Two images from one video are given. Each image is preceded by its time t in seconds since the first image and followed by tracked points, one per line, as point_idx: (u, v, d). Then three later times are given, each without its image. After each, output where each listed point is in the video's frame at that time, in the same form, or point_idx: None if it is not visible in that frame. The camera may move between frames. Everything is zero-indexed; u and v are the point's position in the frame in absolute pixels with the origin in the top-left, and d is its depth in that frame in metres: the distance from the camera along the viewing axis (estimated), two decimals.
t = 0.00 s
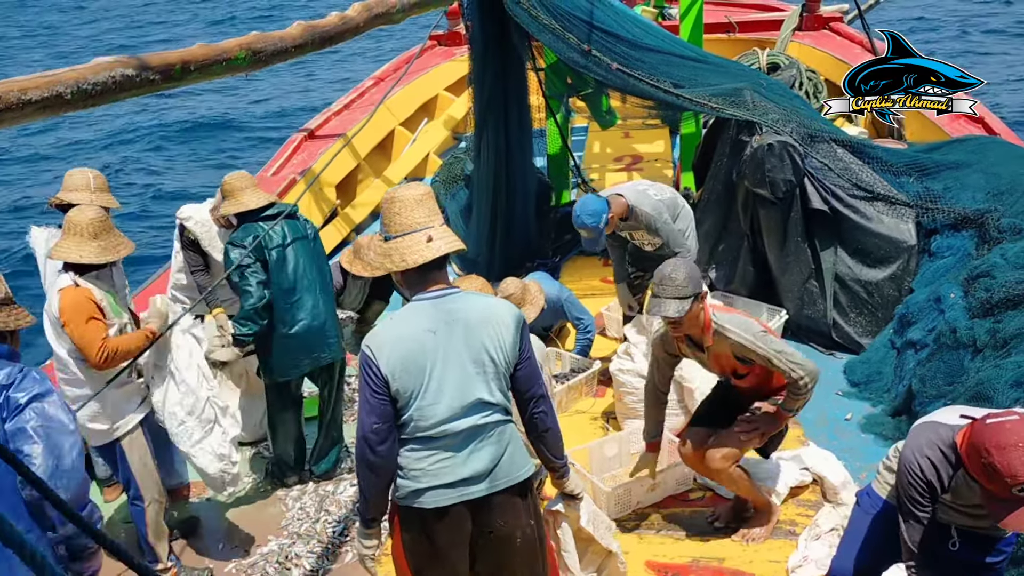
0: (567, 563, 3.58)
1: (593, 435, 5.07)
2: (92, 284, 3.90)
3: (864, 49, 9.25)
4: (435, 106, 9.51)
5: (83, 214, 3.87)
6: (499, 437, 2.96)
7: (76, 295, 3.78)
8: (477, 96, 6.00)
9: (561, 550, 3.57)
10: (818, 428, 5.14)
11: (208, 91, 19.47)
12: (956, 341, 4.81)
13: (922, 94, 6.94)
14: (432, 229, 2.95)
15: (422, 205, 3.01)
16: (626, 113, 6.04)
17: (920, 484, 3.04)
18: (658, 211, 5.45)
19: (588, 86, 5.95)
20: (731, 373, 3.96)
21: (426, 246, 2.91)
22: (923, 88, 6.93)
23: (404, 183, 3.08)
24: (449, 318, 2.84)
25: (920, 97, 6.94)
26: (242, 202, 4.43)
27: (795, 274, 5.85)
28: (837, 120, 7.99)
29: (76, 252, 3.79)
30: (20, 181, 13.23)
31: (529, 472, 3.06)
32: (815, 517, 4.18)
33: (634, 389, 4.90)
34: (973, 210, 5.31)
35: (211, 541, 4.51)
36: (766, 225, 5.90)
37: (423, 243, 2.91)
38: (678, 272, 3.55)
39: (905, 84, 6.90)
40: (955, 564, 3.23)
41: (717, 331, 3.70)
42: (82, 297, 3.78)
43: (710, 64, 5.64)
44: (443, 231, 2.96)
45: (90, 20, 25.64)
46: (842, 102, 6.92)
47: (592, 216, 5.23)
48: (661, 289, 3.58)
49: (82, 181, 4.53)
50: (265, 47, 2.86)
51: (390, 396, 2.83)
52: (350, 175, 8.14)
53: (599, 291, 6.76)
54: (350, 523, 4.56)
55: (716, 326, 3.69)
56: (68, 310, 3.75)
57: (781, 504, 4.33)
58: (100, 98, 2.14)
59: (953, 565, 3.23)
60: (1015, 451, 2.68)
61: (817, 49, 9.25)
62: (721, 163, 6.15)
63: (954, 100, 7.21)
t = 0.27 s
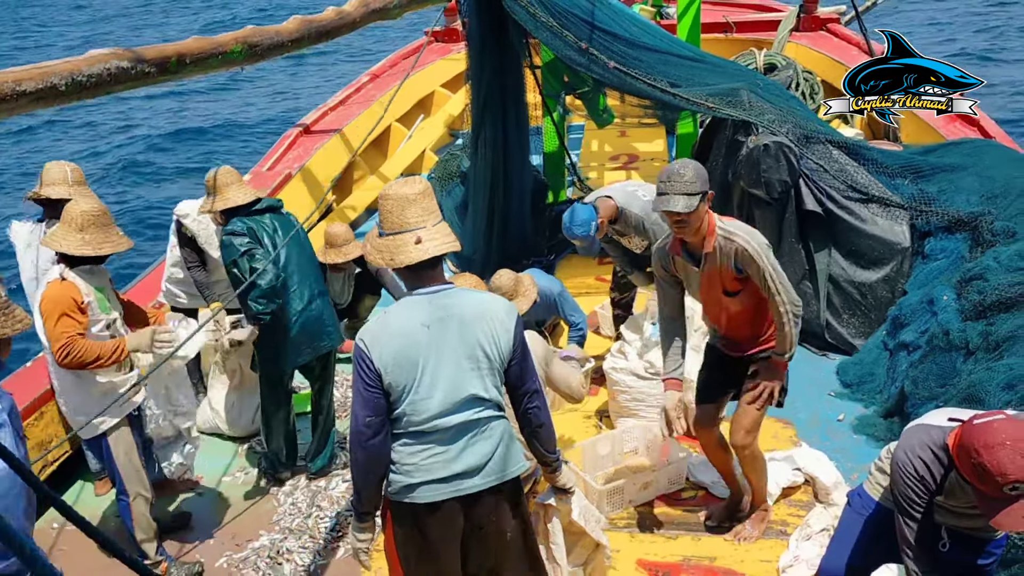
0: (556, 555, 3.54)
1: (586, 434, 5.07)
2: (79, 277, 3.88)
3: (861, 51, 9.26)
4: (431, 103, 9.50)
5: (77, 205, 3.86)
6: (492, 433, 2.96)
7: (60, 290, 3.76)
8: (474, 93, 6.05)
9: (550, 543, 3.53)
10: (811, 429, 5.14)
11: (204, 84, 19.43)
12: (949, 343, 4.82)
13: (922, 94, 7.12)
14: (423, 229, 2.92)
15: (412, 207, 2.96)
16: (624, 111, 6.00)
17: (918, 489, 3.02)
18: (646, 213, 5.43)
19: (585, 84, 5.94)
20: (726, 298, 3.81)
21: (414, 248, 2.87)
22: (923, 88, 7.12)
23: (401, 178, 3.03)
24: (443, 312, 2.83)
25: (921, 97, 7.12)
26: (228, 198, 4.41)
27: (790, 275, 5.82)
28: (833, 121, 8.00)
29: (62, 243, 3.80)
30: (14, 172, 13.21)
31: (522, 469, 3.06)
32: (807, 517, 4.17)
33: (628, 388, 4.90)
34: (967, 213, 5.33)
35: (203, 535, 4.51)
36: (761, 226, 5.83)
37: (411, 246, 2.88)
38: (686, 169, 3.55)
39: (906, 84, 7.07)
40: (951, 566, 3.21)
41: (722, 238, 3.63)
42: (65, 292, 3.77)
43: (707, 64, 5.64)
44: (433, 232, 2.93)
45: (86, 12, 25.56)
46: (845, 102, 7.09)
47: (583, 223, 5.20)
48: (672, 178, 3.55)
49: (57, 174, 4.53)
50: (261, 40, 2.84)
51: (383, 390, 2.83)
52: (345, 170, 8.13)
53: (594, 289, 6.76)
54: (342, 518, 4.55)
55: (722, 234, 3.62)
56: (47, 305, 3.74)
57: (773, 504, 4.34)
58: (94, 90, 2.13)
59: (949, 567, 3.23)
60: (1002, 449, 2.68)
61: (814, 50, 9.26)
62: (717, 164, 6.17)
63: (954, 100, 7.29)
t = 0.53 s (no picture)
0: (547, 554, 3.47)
1: (578, 430, 5.08)
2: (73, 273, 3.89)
3: (856, 51, 9.27)
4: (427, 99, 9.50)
5: (63, 199, 3.84)
6: (483, 429, 2.96)
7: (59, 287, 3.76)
8: (470, 87, 6.05)
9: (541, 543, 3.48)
10: (802, 427, 5.16)
11: (199, 78, 19.38)
12: (941, 342, 4.84)
13: (921, 94, 7.32)
14: (418, 226, 2.93)
15: (410, 203, 2.96)
16: (619, 108, 6.00)
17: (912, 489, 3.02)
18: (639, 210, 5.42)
19: (581, 81, 5.94)
20: (729, 260, 3.70)
21: (410, 245, 2.87)
22: (923, 87, 7.35)
23: (395, 173, 3.04)
24: (436, 307, 2.84)
25: (920, 97, 7.33)
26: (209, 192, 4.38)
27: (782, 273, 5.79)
28: (828, 121, 8.01)
29: (50, 240, 3.78)
30: (8, 164, 13.18)
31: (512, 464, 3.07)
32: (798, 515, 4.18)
33: (620, 385, 4.90)
34: (960, 213, 5.34)
35: (195, 529, 4.51)
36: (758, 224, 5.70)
37: (406, 242, 2.88)
38: (724, 114, 3.48)
39: (904, 83, 7.28)
40: (943, 566, 3.22)
41: (746, 188, 3.62)
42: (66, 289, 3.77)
43: (702, 62, 5.66)
44: (431, 228, 2.94)
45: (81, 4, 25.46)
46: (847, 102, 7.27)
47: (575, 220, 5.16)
48: (704, 120, 3.48)
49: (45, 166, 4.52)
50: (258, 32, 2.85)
51: (375, 384, 2.83)
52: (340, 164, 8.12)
53: (588, 286, 6.77)
54: (333, 513, 4.55)
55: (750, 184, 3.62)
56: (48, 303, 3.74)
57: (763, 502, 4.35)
58: (89, 82, 2.13)
59: (940, 569, 3.24)
60: (996, 447, 2.70)
61: (810, 50, 9.27)
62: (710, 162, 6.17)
63: (953, 101, 7.30)
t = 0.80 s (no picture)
0: (540, 551, 3.54)
1: (575, 427, 5.08)
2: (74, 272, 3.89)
3: (852, 48, 9.27)
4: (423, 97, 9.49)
5: (68, 199, 3.82)
6: (477, 425, 2.97)
7: (64, 284, 3.75)
8: (466, 85, 6.00)
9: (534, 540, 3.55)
10: (798, 424, 5.17)
11: (196, 75, 19.37)
12: (937, 340, 4.85)
13: (921, 95, 7.25)
14: (415, 223, 2.92)
15: (403, 200, 2.95)
16: (615, 106, 6.01)
17: (906, 480, 3.03)
18: (637, 206, 5.42)
19: (578, 79, 5.94)
20: (739, 253, 3.71)
21: (407, 241, 2.87)
22: (922, 87, 7.30)
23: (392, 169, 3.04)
24: (431, 305, 2.84)
25: (919, 97, 7.26)
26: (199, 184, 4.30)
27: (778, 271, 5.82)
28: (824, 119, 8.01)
29: (52, 238, 3.77)
30: (5, 162, 13.17)
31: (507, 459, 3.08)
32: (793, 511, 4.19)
33: (617, 382, 4.91)
34: (956, 210, 5.34)
35: (191, 526, 4.52)
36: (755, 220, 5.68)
37: (402, 239, 2.88)
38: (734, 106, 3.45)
39: (904, 83, 7.17)
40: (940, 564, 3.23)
41: (756, 178, 3.64)
42: (70, 286, 3.77)
43: (699, 60, 5.66)
44: (427, 224, 2.93)
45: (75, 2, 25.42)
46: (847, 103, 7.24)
47: (569, 215, 5.17)
48: (716, 110, 3.45)
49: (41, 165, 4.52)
50: (252, 31, 2.84)
51: (371, 382, 2.83)
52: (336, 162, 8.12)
53: (584, 284, 6.78)
54: (329, 510, 4.55)
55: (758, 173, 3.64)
56: (54, 298, 3.73)
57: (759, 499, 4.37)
58: (84, 80, 2.13)
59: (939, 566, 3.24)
60: (977, 436, 2.71)
61: (806, 47, 9.27)
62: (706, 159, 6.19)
63: (952, 100, 7.32)
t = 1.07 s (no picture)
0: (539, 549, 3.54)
1: (573, 426, 5.08)
2: (69, 268, 3.86)
3: (850, 46, 9.28)
4: (421, 95, 9.47)
5: (73, 197, 3.82)
6: (476, 423, 2.97)
7: (54, 277, 3.73)
8: (466, 83, 6.03)
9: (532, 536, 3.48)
10: (795, 422, 5.18)
11: (193, 74, 19.34)
12: (934, 338, 4.85)
13: (921, 94, 7.30)
14: (404, 223, 2.91)
15: (393, 198, 2.94)
16: (613, 105, 6.00)
17: (887, 473, 3.04)
18: (635, 203, 5.44)
19: (576, 77, 5.94)
20: (743, 253, 3.71)
21: (396, 241, 2.87)
22: (923, 87, 7.36)
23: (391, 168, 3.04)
24: (429, 302, 2.84)
25: (920, 97, 7.30)
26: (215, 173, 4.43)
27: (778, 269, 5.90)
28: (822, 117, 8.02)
29: (53, 234, 3.76)
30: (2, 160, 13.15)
31: (507, 458, 3.09)
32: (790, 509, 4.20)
33: (615, 380, 4.91)
34: (954, 209, 5.35)
35: (190, 525, 4.51)
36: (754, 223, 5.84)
37: (392, 238, 2.88)
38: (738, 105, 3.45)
39: (904, 83, 7.27)
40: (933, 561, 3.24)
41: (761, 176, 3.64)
42: (61, 281, 3.74)
43: (698, 59, 5.67)
44: (418, 224, 2.92)
45: None
46: (846, 104, 7.24)
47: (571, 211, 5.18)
48: (722, 110, 3.45)
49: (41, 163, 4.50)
50: (249, 29, 2.84)
51: (370, 380, 2.83)
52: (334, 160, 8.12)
53: (582, 282, 6.79)
54: (328, 508, 4.55)
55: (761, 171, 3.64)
56: (41, 291, 3.71)
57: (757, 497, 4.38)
58: (81, 78, 2.12)
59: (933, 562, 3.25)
60: (946, 423, 2.72)
61: (804, 46, 9.27)
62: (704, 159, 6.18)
63: (953, 100, 7.36)
